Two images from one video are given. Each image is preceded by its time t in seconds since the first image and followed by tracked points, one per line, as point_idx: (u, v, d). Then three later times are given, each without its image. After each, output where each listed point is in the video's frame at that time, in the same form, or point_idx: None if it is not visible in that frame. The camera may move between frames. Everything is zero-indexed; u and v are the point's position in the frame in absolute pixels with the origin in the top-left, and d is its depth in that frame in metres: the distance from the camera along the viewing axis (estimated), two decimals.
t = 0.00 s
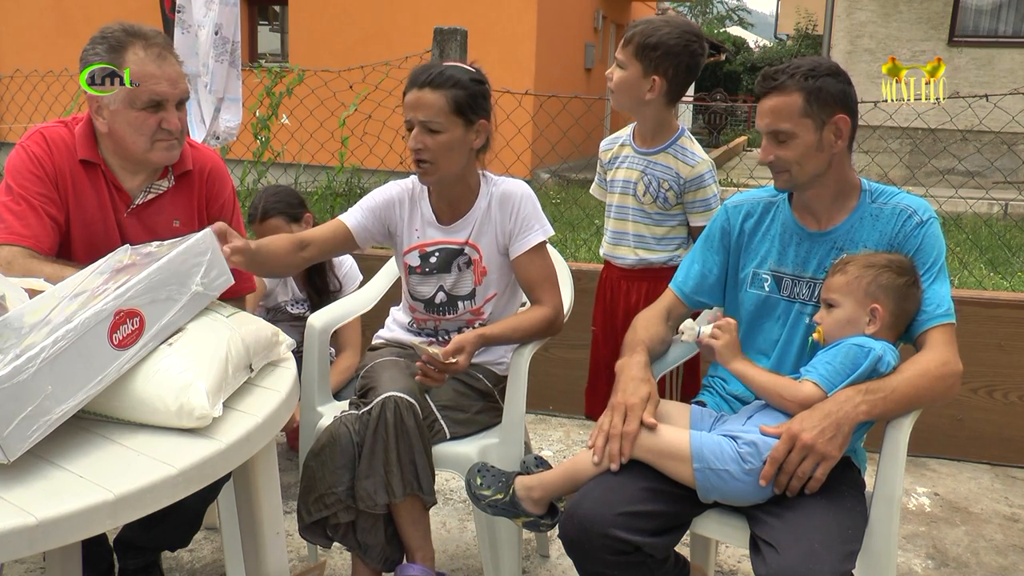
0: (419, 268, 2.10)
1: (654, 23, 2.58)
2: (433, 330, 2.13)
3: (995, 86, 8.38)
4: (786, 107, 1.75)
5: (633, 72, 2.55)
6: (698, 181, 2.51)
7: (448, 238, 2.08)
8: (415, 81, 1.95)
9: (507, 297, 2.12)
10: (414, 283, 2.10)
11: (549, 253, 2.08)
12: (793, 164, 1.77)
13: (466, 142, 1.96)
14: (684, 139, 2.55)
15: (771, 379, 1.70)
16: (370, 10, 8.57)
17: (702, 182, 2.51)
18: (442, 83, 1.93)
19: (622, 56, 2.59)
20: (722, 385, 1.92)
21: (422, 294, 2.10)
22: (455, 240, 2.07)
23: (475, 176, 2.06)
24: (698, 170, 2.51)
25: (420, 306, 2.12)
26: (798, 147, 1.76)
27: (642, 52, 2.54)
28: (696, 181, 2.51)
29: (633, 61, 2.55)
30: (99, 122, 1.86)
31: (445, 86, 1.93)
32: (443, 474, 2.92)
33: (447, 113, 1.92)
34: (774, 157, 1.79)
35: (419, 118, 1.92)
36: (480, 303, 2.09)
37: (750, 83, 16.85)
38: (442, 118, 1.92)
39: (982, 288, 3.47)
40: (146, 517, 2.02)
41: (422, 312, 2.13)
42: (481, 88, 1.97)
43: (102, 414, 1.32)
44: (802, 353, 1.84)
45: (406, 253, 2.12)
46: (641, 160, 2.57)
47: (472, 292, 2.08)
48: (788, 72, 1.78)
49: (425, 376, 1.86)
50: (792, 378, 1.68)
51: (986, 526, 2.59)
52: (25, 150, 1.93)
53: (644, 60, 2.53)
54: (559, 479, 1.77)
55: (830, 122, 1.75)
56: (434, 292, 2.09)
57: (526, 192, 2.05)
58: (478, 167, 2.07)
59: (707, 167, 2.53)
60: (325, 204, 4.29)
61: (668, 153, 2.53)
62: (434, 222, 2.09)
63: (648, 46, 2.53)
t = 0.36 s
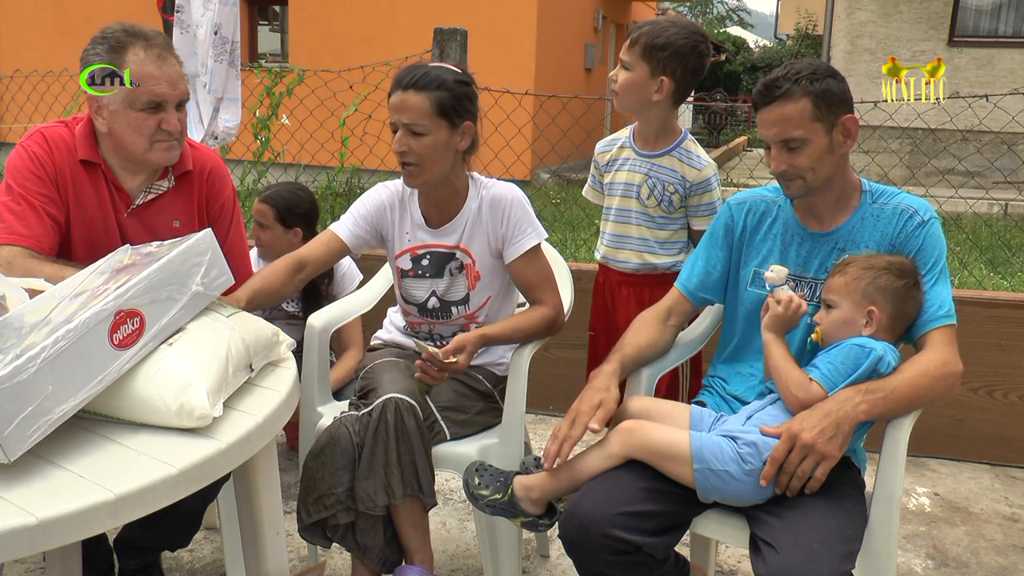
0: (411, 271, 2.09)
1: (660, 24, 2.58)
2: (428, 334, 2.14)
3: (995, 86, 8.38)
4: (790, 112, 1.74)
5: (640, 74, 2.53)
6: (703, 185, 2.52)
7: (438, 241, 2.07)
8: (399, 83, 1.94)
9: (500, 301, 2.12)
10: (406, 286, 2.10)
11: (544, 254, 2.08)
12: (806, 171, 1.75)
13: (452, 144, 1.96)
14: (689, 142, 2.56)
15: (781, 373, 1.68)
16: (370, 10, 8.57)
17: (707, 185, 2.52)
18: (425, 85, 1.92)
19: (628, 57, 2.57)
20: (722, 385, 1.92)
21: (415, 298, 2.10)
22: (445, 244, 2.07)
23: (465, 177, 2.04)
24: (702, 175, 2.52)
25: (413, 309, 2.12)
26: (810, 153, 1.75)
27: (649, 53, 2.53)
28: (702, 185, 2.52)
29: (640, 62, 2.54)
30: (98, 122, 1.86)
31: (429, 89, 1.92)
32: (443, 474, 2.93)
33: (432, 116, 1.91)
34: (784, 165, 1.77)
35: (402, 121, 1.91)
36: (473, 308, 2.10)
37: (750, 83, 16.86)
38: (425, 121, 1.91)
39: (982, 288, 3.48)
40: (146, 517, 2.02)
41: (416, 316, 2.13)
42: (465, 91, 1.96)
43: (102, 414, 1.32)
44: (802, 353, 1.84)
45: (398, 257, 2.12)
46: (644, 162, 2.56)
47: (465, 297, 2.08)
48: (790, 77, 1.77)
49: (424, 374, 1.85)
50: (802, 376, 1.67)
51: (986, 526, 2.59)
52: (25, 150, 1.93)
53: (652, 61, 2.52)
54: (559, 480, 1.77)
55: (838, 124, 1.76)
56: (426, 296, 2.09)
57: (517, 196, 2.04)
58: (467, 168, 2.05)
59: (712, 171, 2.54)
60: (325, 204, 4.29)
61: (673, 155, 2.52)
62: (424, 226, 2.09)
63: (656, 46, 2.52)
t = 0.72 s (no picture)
0: (409, 270, 2.10)
1: (660, 28, 2.58)
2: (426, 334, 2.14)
3: (995, 86, 8.38)
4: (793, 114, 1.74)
5: (640, 78, 2.53)
6: (703, 190, 2.51)
7: (435, 240, 2.07)
8: (402, 77, 1.93)
9: (499, 302, 2.12)
10: (405, 285, 2.11)
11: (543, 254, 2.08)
12: (809, 173, 1.75)
13: (453, 141, 1.96)
14: (687, 146, 2.55)
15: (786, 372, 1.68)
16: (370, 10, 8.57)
17: (707, 189, 2.52)
18: (429, 82, 1.92)
19: (627, 61, 2.56)
20: (722, 385, 1.92)
21: (414, 297, 2.11)
22: (442, 243, 2.07)
23: (460, 177, 2.04)
24: (701, 178, 2.51)
25: (412, 308, 2.12)
26: (813, 154, 1.74)
27: (649, 57, 2.52)
28: (702, 189, 2.51)
29: (640, 66, 2.53)
30: (98, 123, 1.86)
31: (433, 85, 1.92)
32: (443, 474, 2.93)
33: (436, 112, 1.91)
34: (787, 167, 1.77)
35: (407, 116, 1.91)
36: (472, 309, 2.10)
37: (751, 83, 16.87)
38: (430, 117, 1.91)
39: (982, 288, 3.48)
40: (146, 517, 2.02)
41: (414, 315, 2.13)
42: (468, 88, 1.97)
43: (102, 414, 1.32)
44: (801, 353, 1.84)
45: (394, 257, 2.12)
46: (642, 168, 2.56)
47: (463, 299, 2.09)
48: (791, 78, 1.76)
49: (426, 370, 1.82)
50: (805, 373, 1.65)
51: (986, 526, 2.59)
52: (25, 150, 1.93)
53: (650, 64, 2.52)
54: (560, 480, 1.77)
55: (841, 125, 1.76)
56: (425, 296, 2.09)
57: (516, 196, 2.04)
58: (462, 168, 2.05)
59: (711, 174, 2.54)
60: (325, 204, 4.29)
61: (671, 160, 2.53)
62: (421, 226, 2.08)
63: (656, 49, 2.52)
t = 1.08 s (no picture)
0: (410, 268, 2.09)
1: (660, 25, 2.57)
2: (426, 333, 2.14)
3: (995, 86, 8.38)
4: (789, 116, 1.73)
5: (647, 77, 2.51)
6: (709, 181, 2.52)
7: (435, 237, 2.07)
8: (424, 69, 1.95)
9: (498, 302, 2.12)
10: (405, 283, 2.10)
11: (543, 254, 2.08)
12: (807, 175, 1.75)
13: (468, 136, 1.98)
14: (688, 139, 2.56)
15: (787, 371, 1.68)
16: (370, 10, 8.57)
17: (713, 181, 2.53)
18: (453, 77, 1.95)
19: (631, 61, 2.53)
20: (723, 386, 1.92)
21: (414, 295, 2.10)
22: (442, 241, 2.07)
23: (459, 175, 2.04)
24: (707, 170, 2.52)
25: (412, 306, 2.12)
26: (811, 157, 1.74)
27: (654, 55, 2.52)
28: (707, 181, 2.52)
29: (646, 65, 2.51)
30: (98, 123, 1.86)
31: (458, 79, 1.95)
32: (443, 474, 2.93)
33: (460, 105, 1.94)
34: (785, 171, 1.76)
35: (432, 105, 1.92)
36: (471, 308, 2.09)
37: (750, 83, 16.87)
38: (455, 109, 1.93)
39: (982, 288, 3.47)
40: (146, 517, 2.02)
41: (414, 313, 2.12)
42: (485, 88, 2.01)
43: (102, 414, 1.32)
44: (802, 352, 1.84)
45: (394, 254, 2.12)
46: (646, 164, 2.55)
47: (463, 298, 2.08)
48: (787, 81, 1.75)
49: (422, 373, 1.84)
50: (806, 371, 1.65)
51: (986, 526, 2.59)
52: (25, 150, 1.93)
53: (656, 62, 2.51)
54: (560, 479, 1.77)
55: (836, 125, 1.75)
56: (425, 294, 2.09)
57: (514, 197, 2.04)
58: (462, 168, 2.05)
59: (715, 166, 2.55)
60: (325, 204, 4.29)
61: (674, 154, 2.52)
62: (420, 223, 2.08)
63: (661, 47, 2.52)
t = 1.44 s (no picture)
0: (410, 267, 2.09)
1: (663, 22, 2.55)
2: (426, 332, 2.14)
3: (995, 86, 8.38)
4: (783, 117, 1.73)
5: (661, 75, 2.50)
6: (715, 174, 2.54)
7: (436, 237, 2.07)
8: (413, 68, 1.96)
9: (498, 301, 2.12)
10: (406, 282, 2.10)
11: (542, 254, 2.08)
12: (809, 175, 1.74)
13: (459, 133, 1.97)
14: (689, 134, 2.56)
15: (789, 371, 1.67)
16: (370, 10, 8.57)
17: (718, 173, 2.54)
18: (439, 74, 1.95)
19: (642, 61, 2.49)
20: (723, 385, 1.92)
21: (415, 294, 2.10)
22: (443, 240, 2.06)
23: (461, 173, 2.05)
24: (714, 163, 2.54)
25: (412, 306, 2.12)
26: (813, 156, 1.73)
27: (666, 54, 2.50)
28: (713, 173, 2.53)
29: (660, 63, 2.49)
30: (98, 122, 1.86)
31: (443, 77, 1.95)
32: (443, 474, 2.92)
33: (446, 102, 1.93)
34: (788, 172, 1.75)
35: (416, 103, 1.92)
36: (471, 307, 2.09)
37: (751, 83, 16.88)
38: (439, 106, 1.93)
39: (982, 288, 3.47)
40: (146, 517, 2.02)
41: (415, 312, 2.12)
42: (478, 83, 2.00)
43: (102, 414, 1.32)
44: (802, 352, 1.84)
45: (396, 254, 2.12)
46: (653, 162, 2.53)
47: (463, 296, 2.08)
48: (784, 82, 1.76)
49: (421, 375, 1.84)
50: (807, 373, 1.65)
51: (986, 526, 2.59)
52: (25, 150, 1.93)
53: (666, 60, 2.50)
54: (560, 480, 1.77)
55: (836, 125, 1.75)
56: (426, 293, 2.09)
57: (514, 197, 2.04)
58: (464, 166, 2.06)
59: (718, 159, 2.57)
60: (324, 203, 4.29)
61: (680, 150, 2.52)
62: (421, 222, 2.08)
63: (671, 45, 2.51)
